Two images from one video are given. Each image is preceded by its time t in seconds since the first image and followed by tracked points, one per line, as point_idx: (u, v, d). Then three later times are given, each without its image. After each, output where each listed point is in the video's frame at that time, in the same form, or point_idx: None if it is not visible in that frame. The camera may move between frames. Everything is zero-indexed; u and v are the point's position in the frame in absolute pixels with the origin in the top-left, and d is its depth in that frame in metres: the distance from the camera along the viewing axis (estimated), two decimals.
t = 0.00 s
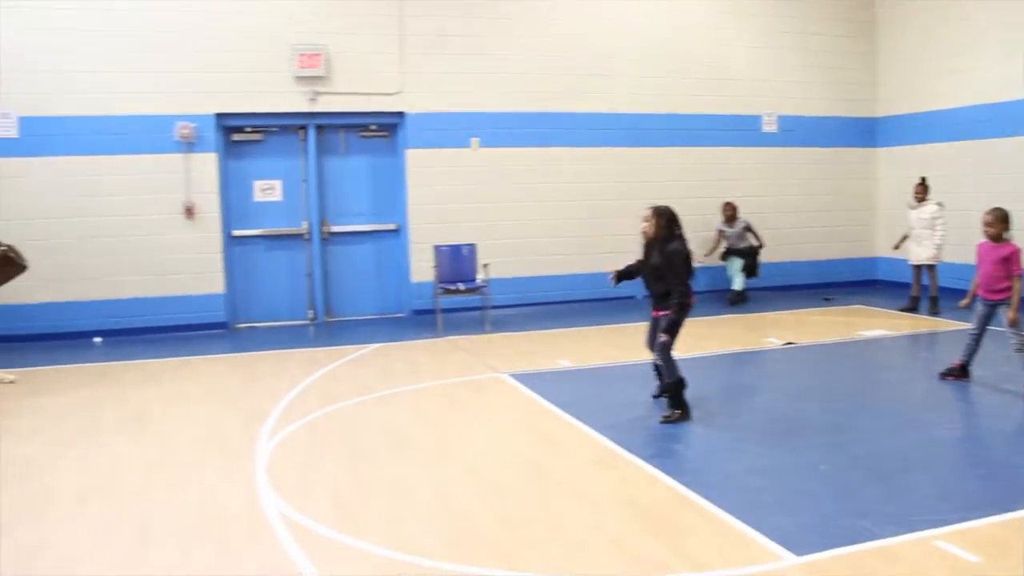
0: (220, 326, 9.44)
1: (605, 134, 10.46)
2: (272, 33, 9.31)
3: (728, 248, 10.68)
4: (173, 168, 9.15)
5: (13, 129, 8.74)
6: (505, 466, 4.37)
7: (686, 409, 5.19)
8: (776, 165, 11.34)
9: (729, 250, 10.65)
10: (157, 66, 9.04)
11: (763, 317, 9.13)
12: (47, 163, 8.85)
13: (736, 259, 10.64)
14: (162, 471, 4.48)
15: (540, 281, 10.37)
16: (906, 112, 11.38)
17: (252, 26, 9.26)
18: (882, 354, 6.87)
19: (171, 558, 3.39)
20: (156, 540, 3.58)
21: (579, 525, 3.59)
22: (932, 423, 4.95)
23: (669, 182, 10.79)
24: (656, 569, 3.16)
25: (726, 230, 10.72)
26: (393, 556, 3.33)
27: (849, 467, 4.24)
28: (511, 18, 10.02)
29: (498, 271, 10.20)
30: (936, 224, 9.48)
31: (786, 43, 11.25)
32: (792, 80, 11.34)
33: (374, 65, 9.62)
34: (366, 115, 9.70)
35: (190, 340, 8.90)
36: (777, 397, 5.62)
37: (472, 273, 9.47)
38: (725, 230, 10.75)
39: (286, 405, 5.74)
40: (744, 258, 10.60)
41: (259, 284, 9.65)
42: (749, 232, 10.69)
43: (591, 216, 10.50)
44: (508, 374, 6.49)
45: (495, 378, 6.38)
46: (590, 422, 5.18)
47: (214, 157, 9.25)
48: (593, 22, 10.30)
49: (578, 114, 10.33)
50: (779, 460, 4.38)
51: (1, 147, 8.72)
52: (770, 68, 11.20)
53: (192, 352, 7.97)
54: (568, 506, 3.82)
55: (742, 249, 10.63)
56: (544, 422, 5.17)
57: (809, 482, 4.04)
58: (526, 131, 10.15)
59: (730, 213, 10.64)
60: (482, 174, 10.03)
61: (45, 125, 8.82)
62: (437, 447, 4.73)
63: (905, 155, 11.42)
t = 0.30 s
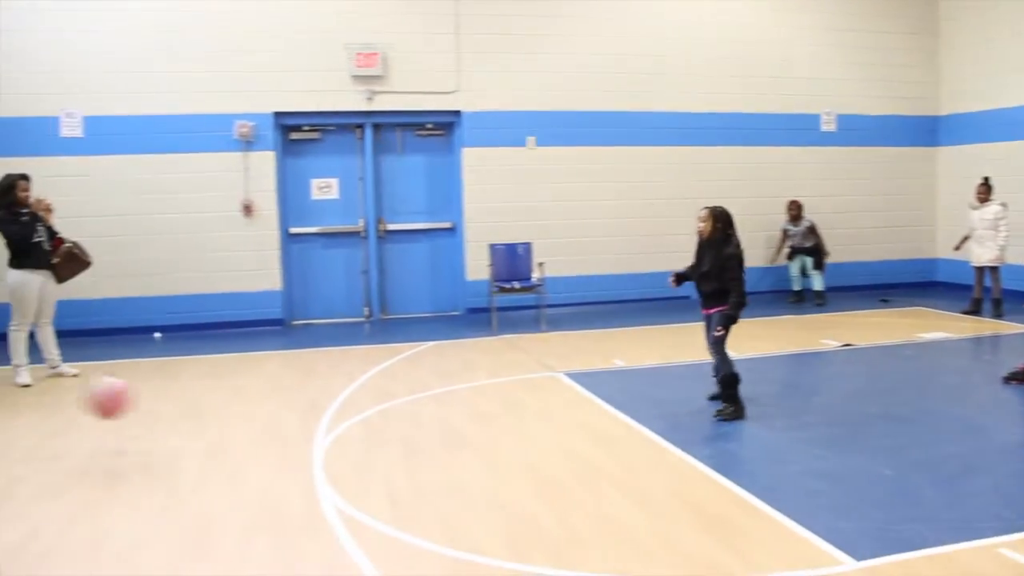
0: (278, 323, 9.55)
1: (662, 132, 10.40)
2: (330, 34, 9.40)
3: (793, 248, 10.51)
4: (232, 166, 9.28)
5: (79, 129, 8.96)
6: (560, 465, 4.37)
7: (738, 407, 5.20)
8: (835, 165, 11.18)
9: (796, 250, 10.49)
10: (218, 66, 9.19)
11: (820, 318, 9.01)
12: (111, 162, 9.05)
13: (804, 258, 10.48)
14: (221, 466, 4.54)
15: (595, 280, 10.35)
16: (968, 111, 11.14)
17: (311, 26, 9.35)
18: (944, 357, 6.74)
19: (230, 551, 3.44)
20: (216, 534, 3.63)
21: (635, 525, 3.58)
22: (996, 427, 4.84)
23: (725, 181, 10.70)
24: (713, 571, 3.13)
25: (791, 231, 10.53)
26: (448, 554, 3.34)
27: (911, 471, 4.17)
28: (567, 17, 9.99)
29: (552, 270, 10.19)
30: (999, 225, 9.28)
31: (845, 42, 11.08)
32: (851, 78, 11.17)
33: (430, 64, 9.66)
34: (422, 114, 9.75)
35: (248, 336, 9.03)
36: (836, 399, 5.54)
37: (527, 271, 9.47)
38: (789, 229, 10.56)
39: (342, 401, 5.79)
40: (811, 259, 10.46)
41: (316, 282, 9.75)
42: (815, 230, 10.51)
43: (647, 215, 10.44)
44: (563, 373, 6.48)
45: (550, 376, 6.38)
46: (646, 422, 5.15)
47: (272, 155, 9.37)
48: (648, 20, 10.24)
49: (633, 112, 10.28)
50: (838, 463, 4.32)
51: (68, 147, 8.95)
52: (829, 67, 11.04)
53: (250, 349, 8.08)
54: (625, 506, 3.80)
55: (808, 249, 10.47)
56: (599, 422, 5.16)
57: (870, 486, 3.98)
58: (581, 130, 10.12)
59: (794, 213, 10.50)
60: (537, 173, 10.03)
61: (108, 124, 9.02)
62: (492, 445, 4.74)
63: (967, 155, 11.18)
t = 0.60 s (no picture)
0: (322, 319, 9.63)
1: (707, 132, 10.33)
2: (377, 33, 9.45)
3: (846, 249, 10.31)
4: (278, 163, 9.37)
5: (128, 126, 9.10)
6: (602, 465, 4.37)
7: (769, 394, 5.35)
8: (883, 165, 11.04)
9: (849, 251, 10.30)
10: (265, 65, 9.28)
11: (866, 321, 8.90)
12: (160, 159, 9.17)
13: (857, 259, 10.29)
14: (266, 460, 4.60)
15: (638, 280, 10.32)
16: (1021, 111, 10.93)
17: (356, 25, 9.40)
18: (993, 361, 6.63)
19: (274, 545, 3.48)
20: (260, 527, 3.67)
21: (676, 526, 3.56)
22: None
23: (771, 182, 10.61)
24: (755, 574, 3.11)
25: (845, 232, 10.34)
26: (489, 551, 3.35)
27: (959, 476, 4.11)
28: (612, 15, 9.95)
29: (595, 269, 10.17)
30: None
31: (895, 40, 10.90)
32: (900, 77, 10.99)
33: (474, 63, 9.68)
34: (467, 112, 9.77)
35: (292, 332, 9.11)
36: (881, 403, 5.48)
37: (571, 270, 9.45)
38: (844, 231, 10.37)
39: (385, 398, 5.83)
40: (865, 260, 10.23)
41: (360, 279, 9.82)
42: (870, 233, 10.30)
43: (691, 215, 10.38)
44: (605, 372, 6.48)
45: (592, 376, 6.37)
46: (689, 421, 5.14)
47: (318, 153, 9.44)
48: (694, 19, 10.17)
49: (679, 112, 10.22)
50: (884, 467, 4.27)
51: (118, 144, 9.09)
52: (878, 66, 10.88)
53: (295, 345, 8.15)
54: (667, 506, 3.79)
55: (863, 251, 10.25)
56: (642, 421, 5.15)
57: (916, 491, 3.93)
58: (625, 129, 10.08)
59: (851, 214, 10.29)
60: (580, 172, 10.01)
61: (158, 122, 9.15)
62: (534, 444, 4.74)
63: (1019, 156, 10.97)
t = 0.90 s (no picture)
0: (359, 317, 9.68)
1: (746, 131, 10.26)
2: (415, 32, 9.48)
3: (890, 250, 10.18)
4: (317, 162, 9.43)
5: (169, 125, 9.21)
6: (640, 466, 4.35)
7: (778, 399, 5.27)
8: (925, 165, 10.84)
9: (892, 252, 10.17)
10: (304, 64, 9.35)
11: (908, 322, 8.78)
12: (200, 157, 9.27)
13: (900, 260, 10.15)
14: (304, 457, 4.63)
15: (676, 280, 10.27)
16: None
17: (394, 24, 9.45)
18: None
19: (313, 542, 3.50)
20: (299, 525, 3.70)
21: (715, 528, 3.55)
22: None
23: (811, 182, 10.51)
24: None
25: (889, 234, 10.21)
26: (527, 552, 3.34)
27: (1003, 481, 4.04)
28: (650, 14, 9.91)
29: (633, 269, 10.14)
30: None
31: (939, 37, 10.71)
32: (944, 75, 10.80)
33: (511, 62, 9.68)
34: (505, 111, 9.78)
35: (330, 329, 9.17)
36: (924, 406, 5.41)
37: (608, 270, 9.43)
38: (888, 233, 10.23)
39: (423, 396, 5.85)
40: (908, 261, 10.08)
41: (397, 277, 9.86)
42: (915, 235, 10.16)
43: (729, 215, 10.32)
44: (642, 372, 6.45)
45: (630, 376, 6.35)
46: (727, 423, 5.11)
47: (356, 152, 9.50)
48: (733, 17, 10.09)
49: (717, 110, 10.16)
50: (927, 471, 4.21)
51: (159, 143, 9.20)
52: (921, 63, 10.71)
53: (333, 342, 8.20)
54: (705, 508, 3.77)
55: (907, 252, 10.13)
56: (680, 422, 5.13)
57: (960, 495, 3.87)
58: (663, 129, 10.04)
59: (897, 215, 10.13)
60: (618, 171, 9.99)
61: (199, 121, 9.24)
62: (573, 444, 4.73)
63: None
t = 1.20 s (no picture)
0: (395, 317, 9.72)
1: (784, 131, 10.17)
2: (452, 32, 9.51)
3: (929, 251, 10.06)
4: (353, 162, 9.48)
5: (208, 125, 9.30)
6: (677, 467, 4.33)
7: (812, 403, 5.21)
8: (967, 165, 10.70)
9: (931, 253, 10.04)
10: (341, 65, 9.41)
11: (949, 324, 8.66)
12: (239, 157, 9.35)
13: (939, 261, 10.02)
14: (341, 455, 4.65)
15: (713, 280, 10.21)
16: None
17: (431, 25, 9.48)
18: None
19: (350, 540, 3.52)
20: (335, 523, 3.71)
21: (753, 530, 3.52)
22: None
23: (850, 182, 10.41)
24: None
25: (929, 234, 10.08)
26: (563, 552, 3.33)
27: None
28: (687, 12, 9.86)
29: (669, 269, 10.09)
30: None
31: (981, 34, 10.55)
32: (987, 74, 10.65)
33: (548, 61, 9.67)
34: (541, 111, 9.78)
35: (366, 328, 9.21)
36: (965, 408, 5.33)
37: (645, 270, 9.38)
38: (928, 233, 10.10)
39: (459, 396, 5.86)
40: (948, 262, 9.93)
41: (432, 276, 9.89)
42: (955, 236, 10.00)
43: (766, 215, 10.24)
44: (678, 373, 6.42)
45: (666, 376, 6.32)
46: (764, 425, 5.07)
47: (392, 151, 9.53)
48: (772, 15, 10.02)
49: (755, 110, 10.09)
50: (968, 475, 4.15)
51: (198, 143, 9.30)
52: (963, 61, 10.55)
53: (369, 341, 8.23)
54: (742, 509, 3.74)
55: (947, 253, 9.99)
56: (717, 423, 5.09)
57: (1002, 500, 3.81)
58: (700, 128, 9.99)
59: (937, 215, 9.98)
60: (654, 171, 9.95)
61: (237, 121, 9.33)
62: (608, 445, 4.71)
63: None
